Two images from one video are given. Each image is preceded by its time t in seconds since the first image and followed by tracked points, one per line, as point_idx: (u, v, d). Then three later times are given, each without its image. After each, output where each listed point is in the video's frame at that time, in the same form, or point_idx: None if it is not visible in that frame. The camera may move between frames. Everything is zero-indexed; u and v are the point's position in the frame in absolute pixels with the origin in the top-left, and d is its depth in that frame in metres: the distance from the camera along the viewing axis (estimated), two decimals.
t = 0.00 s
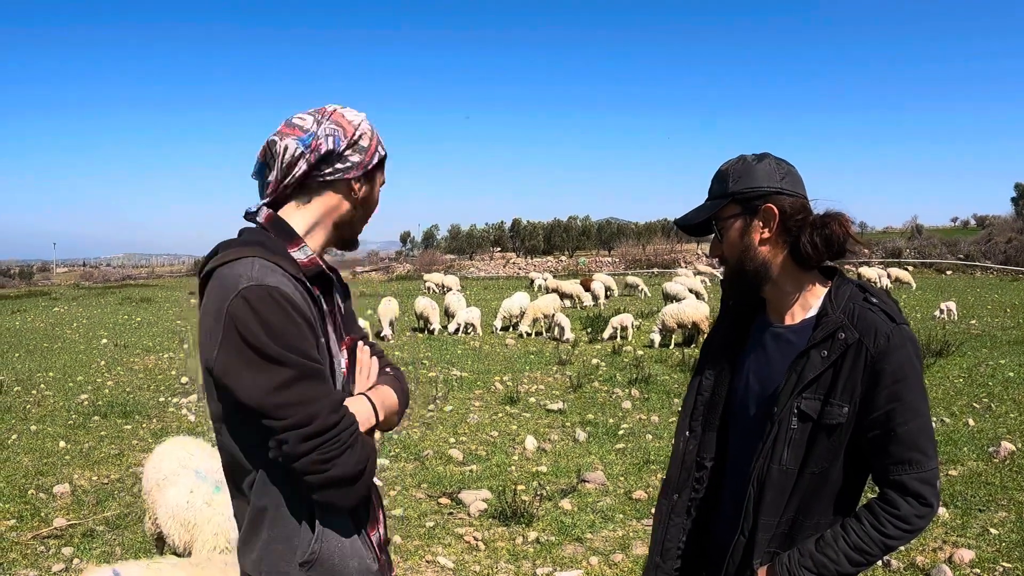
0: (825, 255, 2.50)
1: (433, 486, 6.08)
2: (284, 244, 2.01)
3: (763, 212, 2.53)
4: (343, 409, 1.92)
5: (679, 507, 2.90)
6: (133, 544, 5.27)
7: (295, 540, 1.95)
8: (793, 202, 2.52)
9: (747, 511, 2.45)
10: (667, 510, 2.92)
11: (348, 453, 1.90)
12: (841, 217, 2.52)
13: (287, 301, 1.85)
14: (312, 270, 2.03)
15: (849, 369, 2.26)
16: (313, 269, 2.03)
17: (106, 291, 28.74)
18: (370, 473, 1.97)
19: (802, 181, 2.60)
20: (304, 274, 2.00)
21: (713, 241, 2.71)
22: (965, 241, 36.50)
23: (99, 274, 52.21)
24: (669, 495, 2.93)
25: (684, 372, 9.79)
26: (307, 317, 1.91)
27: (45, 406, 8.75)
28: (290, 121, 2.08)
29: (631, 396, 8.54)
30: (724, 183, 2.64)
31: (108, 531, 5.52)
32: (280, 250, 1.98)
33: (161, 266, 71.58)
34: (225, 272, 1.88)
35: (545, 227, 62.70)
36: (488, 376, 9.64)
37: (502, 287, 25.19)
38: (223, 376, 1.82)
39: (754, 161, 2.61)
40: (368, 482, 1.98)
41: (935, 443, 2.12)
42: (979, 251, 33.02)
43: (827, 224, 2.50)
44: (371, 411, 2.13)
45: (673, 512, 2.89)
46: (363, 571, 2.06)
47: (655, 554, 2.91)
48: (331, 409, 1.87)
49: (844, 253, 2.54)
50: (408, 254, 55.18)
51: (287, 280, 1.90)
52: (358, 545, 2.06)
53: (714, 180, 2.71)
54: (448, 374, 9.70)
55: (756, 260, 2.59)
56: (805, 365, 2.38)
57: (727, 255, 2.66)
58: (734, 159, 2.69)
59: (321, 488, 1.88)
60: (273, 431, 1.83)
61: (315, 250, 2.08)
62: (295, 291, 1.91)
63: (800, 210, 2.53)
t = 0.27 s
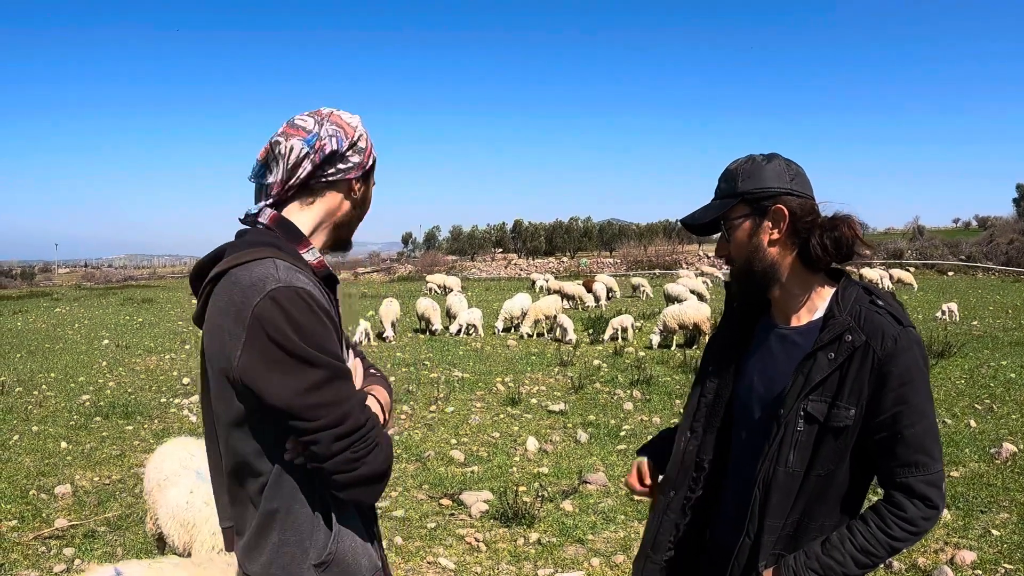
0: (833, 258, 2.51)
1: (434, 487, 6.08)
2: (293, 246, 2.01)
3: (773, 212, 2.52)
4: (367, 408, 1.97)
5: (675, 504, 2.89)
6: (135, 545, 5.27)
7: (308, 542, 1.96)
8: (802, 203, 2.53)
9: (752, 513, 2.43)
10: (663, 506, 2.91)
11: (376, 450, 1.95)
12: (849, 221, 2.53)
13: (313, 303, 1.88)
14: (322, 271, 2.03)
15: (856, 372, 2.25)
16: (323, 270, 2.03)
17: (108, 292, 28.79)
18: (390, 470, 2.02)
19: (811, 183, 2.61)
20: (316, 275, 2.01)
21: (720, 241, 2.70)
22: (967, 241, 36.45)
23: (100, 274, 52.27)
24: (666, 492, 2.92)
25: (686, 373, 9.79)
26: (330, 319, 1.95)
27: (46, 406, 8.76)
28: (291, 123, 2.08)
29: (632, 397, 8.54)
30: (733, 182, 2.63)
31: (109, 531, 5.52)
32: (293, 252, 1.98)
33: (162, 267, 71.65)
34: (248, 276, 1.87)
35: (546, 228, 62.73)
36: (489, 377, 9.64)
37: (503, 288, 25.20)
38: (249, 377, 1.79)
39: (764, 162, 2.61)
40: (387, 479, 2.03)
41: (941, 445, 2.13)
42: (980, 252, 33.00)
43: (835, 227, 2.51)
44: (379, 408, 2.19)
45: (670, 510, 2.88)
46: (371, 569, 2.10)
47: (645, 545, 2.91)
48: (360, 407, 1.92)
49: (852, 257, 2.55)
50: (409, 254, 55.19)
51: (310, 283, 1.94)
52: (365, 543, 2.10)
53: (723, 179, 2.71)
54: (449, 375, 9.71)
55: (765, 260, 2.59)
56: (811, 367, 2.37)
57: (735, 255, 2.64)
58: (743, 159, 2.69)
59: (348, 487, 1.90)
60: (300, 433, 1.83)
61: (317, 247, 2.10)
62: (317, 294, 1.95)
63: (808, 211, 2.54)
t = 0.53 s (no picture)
0: (840, 260, 2.50)
1: (431, 487, 6.07)
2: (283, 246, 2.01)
3: (781, 210, 2.52)
4: (351, 407, 1.94)
5: (666, 497, 2.91)
6: (131, 545, 5.26)
7: (296, 538, 1.95)
8: (810, 203, 2.52)
9: (753, 513, 2.42)
10: (654, 499, 2.91)
11: (359, 449, 1.92)
12: (858, 223, 2.52)
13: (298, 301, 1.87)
14: (311, 271, 2.02)
15: (859, 373, 2.25)
16: (310, 271, 2.02)
17: (106, 292, 28.76)
18: (374, 470, 1.99)
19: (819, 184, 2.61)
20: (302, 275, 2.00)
21: (726, 237, 2.69)
22: (965, 242, 36.50)
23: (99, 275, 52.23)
24: (660, 487, 2.93)
25: (684, 373, 9.79)
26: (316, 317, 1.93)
27: (43, 407, 8.74)
28: (272, 125, 2.10)
29: (630, 397, 8.54)
30: (741, 178, 2.63)
31: (106, 532, 5.51)
32: (280, 250, 1.98)
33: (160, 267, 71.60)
34: (236, 273, 1.87)
35: (544, 229, 62.76)
36: (487, 378, 9.64)
37: (501, 289, 25.21)
38: (236, 374, 1.79)
39: (774, 160, 2.60)
40: (371, 478, 2.00)
41: (942, 448, 2.13)
42: (978, 253, 33.06)
43: (844, 229, 2.50)
44: (368, 408, 2.14)
45: (660, 500, 2.91)
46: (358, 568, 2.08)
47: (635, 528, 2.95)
48: (343, 405, 1.90)
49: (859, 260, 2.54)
50: (407, 255, 55.18)
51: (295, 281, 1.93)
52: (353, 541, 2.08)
53: (731, 175, 2.71)
54: (447, 376, 9.70)
55: (771, 258, 2.58)
56: (815, 368, 2.36)
57: (742, 252, 2.64)
58: (752, 156, 2.69)
59: (332, 485, 1.88)
60: (285, 429, 1.82)
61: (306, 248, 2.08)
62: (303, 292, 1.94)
63: (816, 213, 2.53)
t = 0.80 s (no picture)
0: (835, 262, 2.52)
1: (430, 489, 6.07)
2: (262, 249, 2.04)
3: (776, 213, 2.51)
4: (307, 401, 1.87)
5: (665, 499, 2.91)
6: (130, 547, 5.25)
7: (268, 531, 1.94)
8: (806, 205, 2.53)
9: (754, 515, 2.41)
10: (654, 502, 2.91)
11: (310, 444, 1.84)
12: (852, 225, 2.55)
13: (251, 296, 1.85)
14: (288, 271, 2.04)
15: (859, 373, 2.25)
16: (289, 271, 2.04)
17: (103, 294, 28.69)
18: (334, 467, 1.90)
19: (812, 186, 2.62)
20: (279, 275, 2.02)
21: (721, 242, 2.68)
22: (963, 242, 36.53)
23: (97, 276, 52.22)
24: (660, 489, 2.92)
25: (683, 374, 9.79)
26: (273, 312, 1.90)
27: (41, 409, 8.72)
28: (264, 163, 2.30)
29: (628, 399, 8.53)
30: (736, 181, 2.62)
31: (104, 534, 5.50)
32: (259, 253, 2.01)
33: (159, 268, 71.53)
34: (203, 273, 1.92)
35: (543, 230, 62.77)
36: (486, 379, 9.64)
37: (500, 290, 25.21)
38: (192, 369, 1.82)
39: (769, 163, 2.60)
40: (336, 475, 1.91)
41: (943, 446, 2.13)
42: (976, 253, 33.09)
43: (840, 231, 2.52)
44: (347, 407, 2.07)
45: (659, 502, 2.91)
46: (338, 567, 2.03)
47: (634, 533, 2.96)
48: (293, 399, 1.83)
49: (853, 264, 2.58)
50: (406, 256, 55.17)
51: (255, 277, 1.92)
52: (332, 540, 2.02)
53: (725, 178, 2.69)
54: (445, 377, 9.69)
55: (766, 261, 2.57)
56: (815, 369, 2.36)
57: (737, 256, 2.63)
58: (745, 159, 2.68)
59: (287, 480, 1.83)
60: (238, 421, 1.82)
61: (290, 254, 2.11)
62: (263, 288, 1.92)
63: (812, 215, 2.54)
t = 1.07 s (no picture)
0: (834, 263, 2.52)
1: (429, 490, 6.06)
2: (257, 251, 2.09)
3: (774, 215, 2.52)
4: (268, 400, 1.86)
5: (667, 506, 2.87)
6: (130, 548, 5.24)
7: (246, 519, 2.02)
8: (805, 207, 2.53)
9: (754, 517, 2.41)
10: (655, 507, 2.89)
11: (263, 443, 1.82)
12: (851, 226, 2.54)
13: (222, 295, 1.87)
14: (279, 273, 2.06)
15: (858, 375, 2.25)
16: (281, 272, 2.07)
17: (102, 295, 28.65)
18: (289, 467, 1.85)
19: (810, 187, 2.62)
20: (269, 277, 2.04)
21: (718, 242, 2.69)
22: (963, 244, 36.54)
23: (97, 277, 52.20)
24: (660, 493, 2.90)
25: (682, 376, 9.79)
26: (244, 310, 1.90)
27: (41, 410, 8.72)
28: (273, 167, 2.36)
29: (628, 400, 8.53)
30: (733, 183, 2.63)
31: (104, 535, 5.50)
32: (253, 256, 2.05)
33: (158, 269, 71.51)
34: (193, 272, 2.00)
35: (543, 231, 62.77)
36: (486, 381, 9.63)
37: (500, 292, 25.20)
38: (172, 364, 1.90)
39: (767, 164, 2.60)
40: (296, 475, 1.86)
41: (943, 448, 2.12)
42: (976, 255, 33.10)
43: (838, 232, 2.51)
44: (327, 408, 2.03)
45: (662, 509, 2.87)
46: (310, 567, 2.02)
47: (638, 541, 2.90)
48: (249, 398, 1.82)
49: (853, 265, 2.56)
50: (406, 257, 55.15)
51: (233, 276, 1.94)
52: (307, 539, 2.01)
53: (724, 180, 2.70)
54: (445, 378, 9.69)
55: (762, 262, 2.58)
56: (814, 370, 2.36)
57: (734, 256, 2.64)
58: (744, 160, 2.68)
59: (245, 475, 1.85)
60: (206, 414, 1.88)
61: (290, 258, 2.15)
62: (239, 287, 1.93)
63: (810, 216, 2.54)
